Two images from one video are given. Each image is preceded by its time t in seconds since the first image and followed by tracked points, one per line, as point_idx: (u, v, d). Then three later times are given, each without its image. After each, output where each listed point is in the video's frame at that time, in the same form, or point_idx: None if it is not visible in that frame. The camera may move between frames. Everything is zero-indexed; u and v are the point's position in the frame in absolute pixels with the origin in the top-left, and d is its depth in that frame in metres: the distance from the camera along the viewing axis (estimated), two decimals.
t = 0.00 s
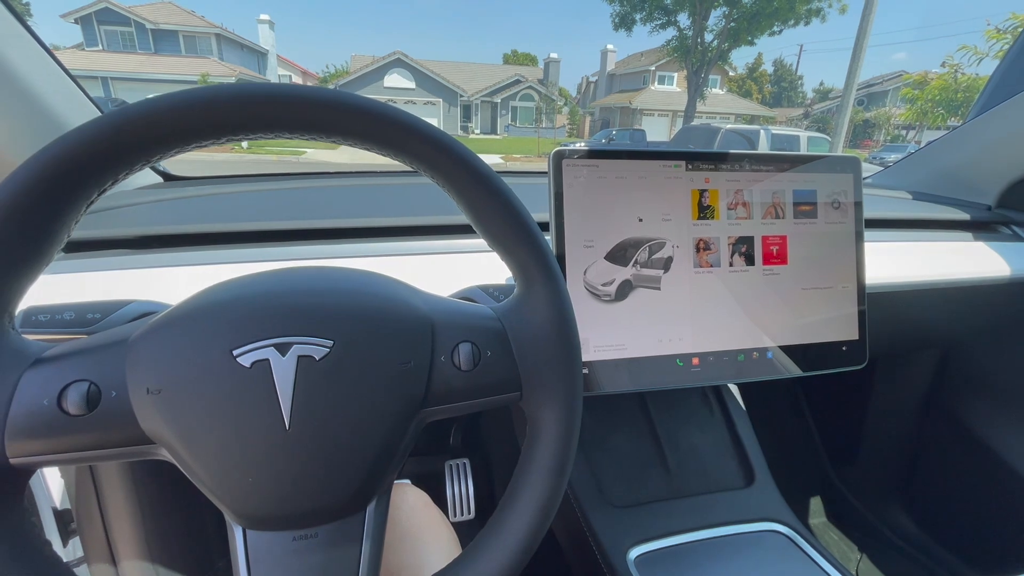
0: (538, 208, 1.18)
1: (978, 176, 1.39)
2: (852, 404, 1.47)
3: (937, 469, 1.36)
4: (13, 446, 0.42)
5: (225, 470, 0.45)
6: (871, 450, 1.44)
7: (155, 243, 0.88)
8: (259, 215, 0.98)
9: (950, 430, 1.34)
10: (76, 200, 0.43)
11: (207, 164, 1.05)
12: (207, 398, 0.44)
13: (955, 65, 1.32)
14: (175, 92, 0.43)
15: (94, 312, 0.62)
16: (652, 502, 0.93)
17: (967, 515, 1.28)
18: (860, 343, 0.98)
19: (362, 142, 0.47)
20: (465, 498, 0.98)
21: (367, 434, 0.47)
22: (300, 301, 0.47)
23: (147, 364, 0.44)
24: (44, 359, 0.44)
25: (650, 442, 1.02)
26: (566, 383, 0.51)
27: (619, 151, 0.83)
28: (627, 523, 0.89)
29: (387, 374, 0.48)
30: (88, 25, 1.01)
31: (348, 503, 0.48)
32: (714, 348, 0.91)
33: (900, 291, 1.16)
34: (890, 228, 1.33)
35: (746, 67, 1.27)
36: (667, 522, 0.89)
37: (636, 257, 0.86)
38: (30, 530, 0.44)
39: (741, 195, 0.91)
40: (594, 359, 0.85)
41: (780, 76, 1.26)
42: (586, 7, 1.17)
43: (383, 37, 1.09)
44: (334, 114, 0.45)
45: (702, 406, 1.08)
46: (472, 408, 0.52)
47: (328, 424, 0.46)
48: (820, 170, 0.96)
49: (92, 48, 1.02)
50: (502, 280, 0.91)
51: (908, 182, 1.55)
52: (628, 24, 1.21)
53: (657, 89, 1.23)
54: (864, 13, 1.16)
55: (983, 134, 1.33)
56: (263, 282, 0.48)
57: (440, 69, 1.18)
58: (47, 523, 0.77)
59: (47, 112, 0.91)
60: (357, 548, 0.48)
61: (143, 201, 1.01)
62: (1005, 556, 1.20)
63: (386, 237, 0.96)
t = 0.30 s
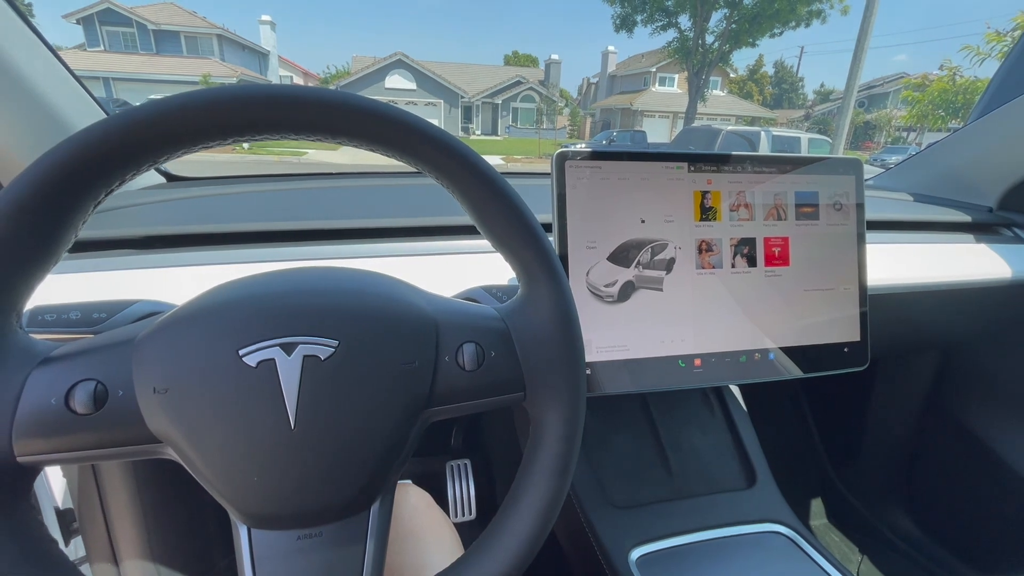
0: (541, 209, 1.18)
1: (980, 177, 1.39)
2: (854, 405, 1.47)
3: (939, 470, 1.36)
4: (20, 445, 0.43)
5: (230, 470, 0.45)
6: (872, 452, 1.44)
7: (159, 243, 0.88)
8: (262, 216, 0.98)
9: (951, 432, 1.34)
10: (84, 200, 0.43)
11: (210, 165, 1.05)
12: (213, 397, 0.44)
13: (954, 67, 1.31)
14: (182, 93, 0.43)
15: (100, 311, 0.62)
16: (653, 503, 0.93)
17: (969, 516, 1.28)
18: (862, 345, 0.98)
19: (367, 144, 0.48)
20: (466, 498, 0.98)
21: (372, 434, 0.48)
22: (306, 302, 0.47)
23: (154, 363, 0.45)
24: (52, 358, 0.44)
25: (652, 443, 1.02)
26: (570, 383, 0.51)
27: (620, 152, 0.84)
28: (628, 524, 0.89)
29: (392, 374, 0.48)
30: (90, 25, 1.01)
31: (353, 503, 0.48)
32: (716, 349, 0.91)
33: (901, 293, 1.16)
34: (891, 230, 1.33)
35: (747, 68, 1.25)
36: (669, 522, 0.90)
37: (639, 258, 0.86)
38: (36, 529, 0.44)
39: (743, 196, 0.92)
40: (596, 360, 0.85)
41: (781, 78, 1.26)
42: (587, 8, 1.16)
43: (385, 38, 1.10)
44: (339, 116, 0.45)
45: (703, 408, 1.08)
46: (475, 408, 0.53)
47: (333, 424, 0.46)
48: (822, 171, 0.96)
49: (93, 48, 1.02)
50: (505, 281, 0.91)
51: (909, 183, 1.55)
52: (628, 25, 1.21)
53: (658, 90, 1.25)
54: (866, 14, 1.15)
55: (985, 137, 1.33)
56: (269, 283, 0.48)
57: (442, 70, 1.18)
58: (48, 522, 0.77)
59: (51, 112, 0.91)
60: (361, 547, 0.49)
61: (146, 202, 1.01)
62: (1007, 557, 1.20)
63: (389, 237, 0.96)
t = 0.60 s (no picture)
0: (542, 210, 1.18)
1: (981, 179, 1.39)
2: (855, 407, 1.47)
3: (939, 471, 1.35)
4: (21, 445, 0.42)
5: (231, 470, 0.45)
6: (873, 453, 1.44)
7: (161, 243, 0.88)
8: (263, 216, 0.98)
9: (952, 433, 1.34)
10: (86, 200, 0.43)
11: (211, 165, 1.05)
12: (215, 398, 0.44)
13: (957, 68, 1.32)
14: (184, 93, 0.43)
15: (102, 311, 0.62)
16: (654, 504, 0.93)
17: (970, 518, 1.27)
18: (864, 346, 0.98)
19: (368, 144, 0.47)
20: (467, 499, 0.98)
21: (373, 435, 0.48)
22: (306, 302, 0.47)
23: (155, 363, 0.45)
24: (53, 358, 0.44)
25: (653, 445, 1.02)
26: (572, 383, 0.51)
27: (621, 153, 0.83)
28: (629, 525, 0.89)
29: (394, 375, 0.48)
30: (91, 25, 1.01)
31: (355, 503, 0.48)
32: (717, 350, 0.91)
33: (903, 294, 1.16)
34: (892, 231, 1.33)
35: (749, 70, 1.24)
36: (670, 524, 0.89)
37: (641, 259, 0.86)
38: (38, 528, 0.44)
39: (745, 197, 0.92)
40: (597, 360, 0.85)
41: (782, 79, 1.25)
42: (588, 8, 1.16)
43: (386, 39, 1.10)
44: (341, 116, 0.45)
45: (704, 409, 1.08)
46: (477, 409, 0.52)
47: (334, 424, 0.46)
48: (824, 172, 0.96)
49: (95, 48, 1.02)
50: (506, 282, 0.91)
51: (910, 185, 1.55)
52: (629, 26, 1.21)
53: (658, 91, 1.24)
54: (867, 15, 1.15)
55: (985, 139, 1.33)
56: (270, 283, 0.48)
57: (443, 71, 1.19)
58: (48, 522, 0.77)
59: (53, 111, 0.91)
60: (362, 548, 0.49)
61: (148, 202, 1.02)
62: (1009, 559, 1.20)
63: (389, 238, 0.96)
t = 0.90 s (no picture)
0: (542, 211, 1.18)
1: (982, 180, 1.39)
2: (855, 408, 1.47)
3: (940, 472, 1.36)
4: (25, 444, 0.43)
5: (233, 470, 0.45)
6: (873, 454, 1.44)
7: (163, 243, 0.88)
8: (264, 216, 0.98)
9: (952, 434, 1.34)
10: (90, 200, 0.43)
11: (212, 165, 1.05)
12: (217, 398, 0.44)
13: (960, 70, 1.32)
14: (187, 94, 0.43)
15: (104, 311, 0.62)
16: (655, 505, 0.93)
17: (970, 519, 1.27)
18: (865, 347, 0.98)
19: (370, 144, 0.48)
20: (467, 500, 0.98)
21: (375, 435, 0.48)
22: (309, 302, 0.47)
23: (158, 363, 0.45)
24: (57, 358, 0.44)
25: (653, 445, 1.02)
26: (573, 384, 0.51)
27: (623, 154, 0.83)
28: (630, 525, 0.89)
29: (396, 375, 0.48)
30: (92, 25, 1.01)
31: (357, 503, 0.48)
32: (718, 351, 0.91)
33: (903, 295, 1.16)
34: (893, 233, 1.33)
35: (749, 71, 1.25)
36: (671, 524, 0.89)
37: (642, 260, 0.86)
38: (41, 528, 0.44)
39: (746, 199, 0.92)
40: (599, 361, 0.85)
41: (782, 80, 1.24)
42: (588, 9, 1.16)
43: (388, 40, 1.10)
44: (344, 117, 0.45)
45: (705, 410, 1.08)
46: (479, 409, 0.52)
47: (336, 424, 0.46)
48: (825, 174, 0.96)
49: (96, 48, 1.03)
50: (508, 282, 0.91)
51: (910, 187, 1.55)
52: (630, 27, 1.20)
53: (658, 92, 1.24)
54: (867, 16, 1.16)
55: (986, 140, 1.33)
56: (272, 283, 0.48)
57: (444, 72, 1.19)
58: (50, 521, 0.77)
59: (54, 111, 0.91)
60: (363, 548, 0.49)
61: (149, 202, 1.02)
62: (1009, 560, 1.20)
63: (391, 238, 0.96)
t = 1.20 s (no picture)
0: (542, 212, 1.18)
1: (982, 181, 1.39)
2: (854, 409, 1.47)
3: (939, 473, 1.36)
4: (22, 444, 0.42)
5: (231, 470, 0.45)
6: (873, 455, 1.44)
7: (162, 242, 0.88)
8: (263, 216, 0.98)
9: (952, 435, 1.34)
10: (88, 200, 0.43)
11: (211, 165, 1.05)
12: (215, 398, 0.44)
13: (960, 70, 1.32)
14: (185, 94, 0.43)
15: (102, 311, 0.61)
16: (654, 506, 0.92)
17: (969, 519, 1.27)
18: (864, 348, 0.98)
19: (370, 144, 0.48)
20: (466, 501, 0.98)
21: (374, 435, 0.48)
22: (308, 302, 0.47)
23: (156, 363, 0.45)
24: (55, 358, 0.44)
25: (652, 445, 1.02)
26: (572, 384, 0.51)
27: (622, 154, 0.83)
28: (629, 526, 0.89)
29: (394, 375, 0.48)
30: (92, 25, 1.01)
31: (355, 503, 0.48)
32: (717, 352, 0.91)
33: (903, 296, 1.16)
34: (893, 234, 1.33)
35: (749, 72, 1.25)
36: (670, 525, 0.89)
37: (641, 260, 0.86)
38: (38, 528, 0.44)
39: (745, 199, 0.92)
40: (598, 361, 0.85)
41: (782, 81, 1.24)
42: (588, 9, 1.16)
43: (387, 40, 1.10)
44: (343, 117, 0.45)
45: (705, 411, 1.08)
46: (478, 410, 0.52)
47: (335, 424, 0.46)
48: (824, 175, 0.96)
49: (96, 48, 1.03)
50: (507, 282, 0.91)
51: (910, 187, 1.55)
52: (630, 27, 1.20)
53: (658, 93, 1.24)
54: (867, 17, 1.16)
55: (986, 141, 1.33)
56: (271, 283, 0.48)
57: (443, 72, 1.19)
58: (48, 522, 0.77)
59: (53, 111, 0.91)
60: (362, 548, 0.49)
61: (148, 202, 1.02)
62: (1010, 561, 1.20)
63: (390, 238, 0.96)
